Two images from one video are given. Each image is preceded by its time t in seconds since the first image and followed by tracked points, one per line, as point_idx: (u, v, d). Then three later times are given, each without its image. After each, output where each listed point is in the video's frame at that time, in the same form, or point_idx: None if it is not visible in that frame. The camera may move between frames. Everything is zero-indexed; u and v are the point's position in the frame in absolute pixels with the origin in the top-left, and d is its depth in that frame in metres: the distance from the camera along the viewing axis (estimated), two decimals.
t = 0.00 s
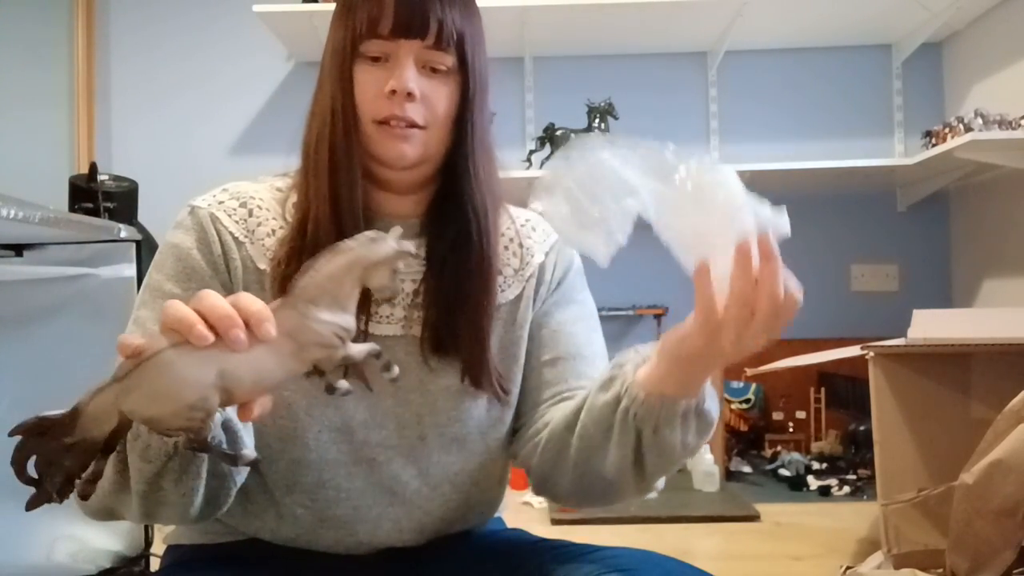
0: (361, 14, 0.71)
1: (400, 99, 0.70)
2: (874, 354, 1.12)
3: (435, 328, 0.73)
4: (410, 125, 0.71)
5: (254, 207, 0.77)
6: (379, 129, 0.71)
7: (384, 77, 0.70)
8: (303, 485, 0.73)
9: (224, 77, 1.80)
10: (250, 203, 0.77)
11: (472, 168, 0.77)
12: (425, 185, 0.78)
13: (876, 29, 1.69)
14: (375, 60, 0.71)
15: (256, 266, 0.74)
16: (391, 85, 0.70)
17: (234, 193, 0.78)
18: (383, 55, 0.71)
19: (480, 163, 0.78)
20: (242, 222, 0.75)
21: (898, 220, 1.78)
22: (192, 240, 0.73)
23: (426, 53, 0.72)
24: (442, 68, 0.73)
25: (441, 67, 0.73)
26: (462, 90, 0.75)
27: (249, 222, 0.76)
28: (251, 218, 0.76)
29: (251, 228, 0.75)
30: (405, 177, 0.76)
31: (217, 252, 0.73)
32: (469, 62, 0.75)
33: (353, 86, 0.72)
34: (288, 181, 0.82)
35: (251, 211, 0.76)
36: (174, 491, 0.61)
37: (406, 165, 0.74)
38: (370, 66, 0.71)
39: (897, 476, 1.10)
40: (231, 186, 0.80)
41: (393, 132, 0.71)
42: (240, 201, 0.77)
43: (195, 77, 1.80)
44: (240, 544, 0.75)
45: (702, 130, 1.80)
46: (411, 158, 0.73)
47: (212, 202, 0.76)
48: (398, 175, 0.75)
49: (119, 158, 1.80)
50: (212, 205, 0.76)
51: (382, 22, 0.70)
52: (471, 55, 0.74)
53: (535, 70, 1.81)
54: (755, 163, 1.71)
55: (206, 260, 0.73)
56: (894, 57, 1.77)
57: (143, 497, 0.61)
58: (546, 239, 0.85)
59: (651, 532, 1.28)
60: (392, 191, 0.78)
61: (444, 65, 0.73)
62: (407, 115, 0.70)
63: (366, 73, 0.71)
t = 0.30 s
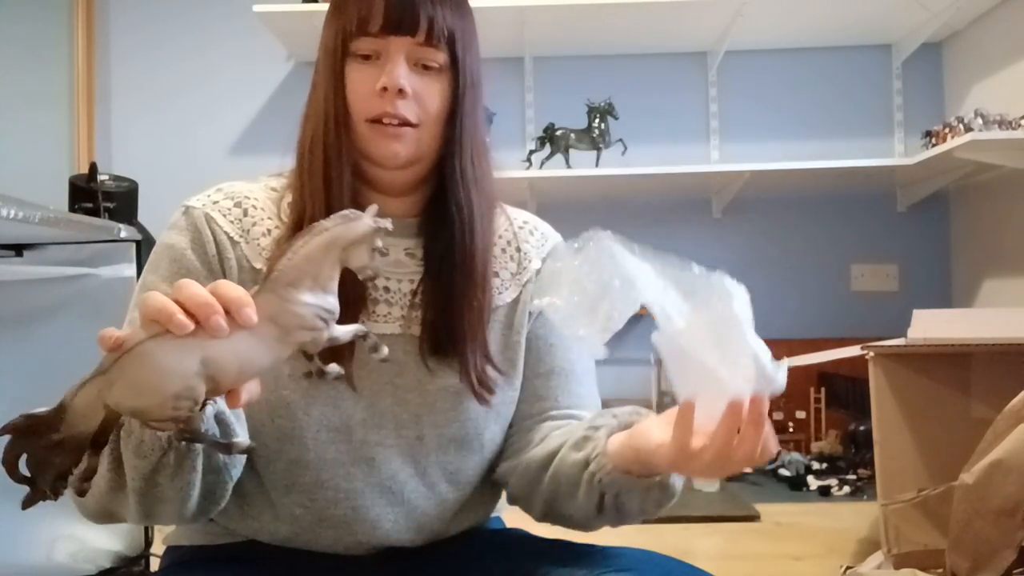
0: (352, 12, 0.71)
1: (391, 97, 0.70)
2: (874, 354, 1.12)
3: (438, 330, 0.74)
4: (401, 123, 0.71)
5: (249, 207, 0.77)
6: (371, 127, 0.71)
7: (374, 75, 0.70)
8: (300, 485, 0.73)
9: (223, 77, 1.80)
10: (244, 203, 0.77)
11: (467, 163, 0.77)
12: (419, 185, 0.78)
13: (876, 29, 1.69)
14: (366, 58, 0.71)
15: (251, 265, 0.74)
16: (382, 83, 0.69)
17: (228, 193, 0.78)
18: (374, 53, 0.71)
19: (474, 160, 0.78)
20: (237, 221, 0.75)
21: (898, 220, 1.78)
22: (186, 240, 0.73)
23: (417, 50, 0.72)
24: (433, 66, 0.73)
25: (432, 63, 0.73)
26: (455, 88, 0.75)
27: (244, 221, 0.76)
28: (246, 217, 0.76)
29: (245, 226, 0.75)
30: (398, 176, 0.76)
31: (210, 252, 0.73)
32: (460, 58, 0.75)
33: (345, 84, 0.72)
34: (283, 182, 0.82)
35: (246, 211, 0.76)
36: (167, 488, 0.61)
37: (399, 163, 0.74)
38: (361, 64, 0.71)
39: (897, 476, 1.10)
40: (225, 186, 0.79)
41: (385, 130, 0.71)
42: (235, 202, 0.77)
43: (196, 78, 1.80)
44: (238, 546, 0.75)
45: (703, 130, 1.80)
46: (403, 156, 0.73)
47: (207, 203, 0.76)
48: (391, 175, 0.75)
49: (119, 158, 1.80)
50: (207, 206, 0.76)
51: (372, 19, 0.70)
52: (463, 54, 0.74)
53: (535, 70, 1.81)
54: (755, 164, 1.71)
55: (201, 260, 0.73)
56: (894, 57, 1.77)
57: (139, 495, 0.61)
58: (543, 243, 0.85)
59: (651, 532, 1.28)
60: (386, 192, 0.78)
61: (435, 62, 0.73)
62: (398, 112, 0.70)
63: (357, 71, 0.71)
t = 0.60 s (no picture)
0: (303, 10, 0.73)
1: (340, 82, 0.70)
2: (874, 354, 1.12)
3: (428, 318, 0.75)
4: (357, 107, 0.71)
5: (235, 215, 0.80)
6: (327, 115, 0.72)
7: (325, 64, 0.71)
8: (296, 486, 0.72)
9: (224, 77, 1.80)
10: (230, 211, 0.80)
11: (435, 141, 0.76)
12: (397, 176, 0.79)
13: (876, 29, 1.69)
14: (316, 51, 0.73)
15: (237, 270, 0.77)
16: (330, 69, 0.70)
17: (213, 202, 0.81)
18: (325, 44, 0.72)
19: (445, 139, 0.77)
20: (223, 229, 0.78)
21: (898, 220, 1.78)
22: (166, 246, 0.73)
23: (364, 34, 0.71)
24: (387, 49, 0.72)
25: (383, 44, 0.72)
26: (416, 72, 0.73)
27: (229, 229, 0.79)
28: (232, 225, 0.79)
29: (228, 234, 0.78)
30: (370, 164, 0.76)
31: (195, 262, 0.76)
32: (418, 36, 0.73)
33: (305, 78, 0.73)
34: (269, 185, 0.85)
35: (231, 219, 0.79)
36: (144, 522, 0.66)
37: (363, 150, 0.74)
38: (315, 56, 0.73)
39: (897, 476, 1.10)
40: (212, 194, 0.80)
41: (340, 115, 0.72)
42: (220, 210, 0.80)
43: (196, 78, 1.80)
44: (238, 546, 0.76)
45: (702, 130, 1.80)
46: (363, 140, 0.73)
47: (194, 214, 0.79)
48: (362, 165, 0.76)
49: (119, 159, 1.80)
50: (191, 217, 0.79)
51: (317, 13, 0.72)
52: (421, 37, 0.73)
53: (535, 70, 1.81)
54: (755, 164, 1.71)
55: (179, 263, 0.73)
56: (894, 57, 1.77)
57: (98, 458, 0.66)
58: (533, 234, 0.84)
59: (651, 532, 1.28)
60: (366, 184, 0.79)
61: (388, 45, 0.72)
62: (350, 96, 0.71)
63: (311, 64, 0.73)
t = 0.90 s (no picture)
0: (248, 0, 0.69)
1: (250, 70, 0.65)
2: (874, 354, 1.12)
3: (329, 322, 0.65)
4: (263, 94, 0.65)
5: (198, 210, 0.79)
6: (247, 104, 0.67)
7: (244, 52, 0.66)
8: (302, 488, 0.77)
9: (223, 78, 1.80)
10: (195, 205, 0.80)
11: (336, 116, 0.61)
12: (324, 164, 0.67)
13: (875, 29, 1.69)
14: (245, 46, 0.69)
15: (192, 266, 0.75)
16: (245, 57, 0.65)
17: (185, 198, 0.81)
18: (243, 34, 0.66)
19: (350, 109, 0.62)
20: (184, 222, 0.78)
21: (899, 220, 1.78)
22: (133, 245, 0.76)
23: (273, 18, 0.63)
24: (290, 30, 0.63)
25: (280, 25, 0.63)
26: (318, 46, 0.61)
27: (191, 223, 0.78)
28: (194, 219, 0.78)
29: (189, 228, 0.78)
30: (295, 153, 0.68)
31: (153, 254, 0.75)
32: (318, 7, 0.61)
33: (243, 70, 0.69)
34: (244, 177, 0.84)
35: (192, 214, 0.79)
36: (117, 444, 0.71)
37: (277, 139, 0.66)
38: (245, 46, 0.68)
39: (898, 476, 1.10)
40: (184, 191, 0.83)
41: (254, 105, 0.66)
42: (187, 205, 0.80)
43: (196, 78, 1.80)
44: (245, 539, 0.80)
45: (702, 130, 1.80)
46: (273, 131, 0.66)
47: (163, 209, 0.79)
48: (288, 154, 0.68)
49: (120, 159, 1.80)
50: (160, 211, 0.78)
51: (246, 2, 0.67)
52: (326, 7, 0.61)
53: (535, 70, 1.81)
54: (755, 164, 1.71)
55: (141, 262, 0.75)
56: (894, 57, 1.77)
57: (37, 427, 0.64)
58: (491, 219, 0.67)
59: (651, 532, 1.28)
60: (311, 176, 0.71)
61: (290, 24, 0.62)
62: (256, 83, 0.64)
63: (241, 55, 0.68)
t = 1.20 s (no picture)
0: None
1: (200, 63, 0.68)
2: (874, 354, 1.12)
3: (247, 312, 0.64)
4: (213, 87, 0.68)
5: (169, 208, 0.78)
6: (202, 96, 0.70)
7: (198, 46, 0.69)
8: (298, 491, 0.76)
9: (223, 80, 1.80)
10: (167, 205, 0.79)
11: (271, 105, 0.63)
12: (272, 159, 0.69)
13: (875, 29, 1.69)
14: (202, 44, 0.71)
15: (160, 265, 0.74)
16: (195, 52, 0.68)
17: (157, 197, 0.80)
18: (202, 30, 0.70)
19: (289, 99, 0.63)
20: (153, 220, 0.77)
21: (899, 220, 1.78)
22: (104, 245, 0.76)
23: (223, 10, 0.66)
24: (236, 21, 0.65)
25: (230, 17, 0.66)
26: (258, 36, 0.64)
27: (159, 221, 0.77)
28: (162, 218, 0.77)
29: (158, 225, 0.76)
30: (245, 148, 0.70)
31: (123, 252, 0.75)
32: None
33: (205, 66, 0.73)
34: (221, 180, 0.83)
35: (163, 213, 0.77)
36: (92, 440, 0.69)
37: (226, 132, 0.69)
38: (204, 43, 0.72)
39: (898, 476, 1.10)
40: (158, 191, 0.81)
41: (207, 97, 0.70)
42: (160, 204, 0.79)
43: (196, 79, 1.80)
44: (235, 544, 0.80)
45: (702, 130, 1.80)
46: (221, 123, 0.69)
47: (135, 207, 0.78)
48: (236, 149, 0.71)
49: (120, 159, 1.80)
50: (133, 210, 0.78)
51: None
52: None
53: (535, 70, 1.81)
54: (755, 163, 1.71)
55: (113, 261, 0.75)
56: (895, 57, 1.77)
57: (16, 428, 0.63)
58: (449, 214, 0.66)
59: (650, 532, 1.28)
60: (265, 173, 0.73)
61: (235, 16, 0.65)
62: (207, 77, 0.68)
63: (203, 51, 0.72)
